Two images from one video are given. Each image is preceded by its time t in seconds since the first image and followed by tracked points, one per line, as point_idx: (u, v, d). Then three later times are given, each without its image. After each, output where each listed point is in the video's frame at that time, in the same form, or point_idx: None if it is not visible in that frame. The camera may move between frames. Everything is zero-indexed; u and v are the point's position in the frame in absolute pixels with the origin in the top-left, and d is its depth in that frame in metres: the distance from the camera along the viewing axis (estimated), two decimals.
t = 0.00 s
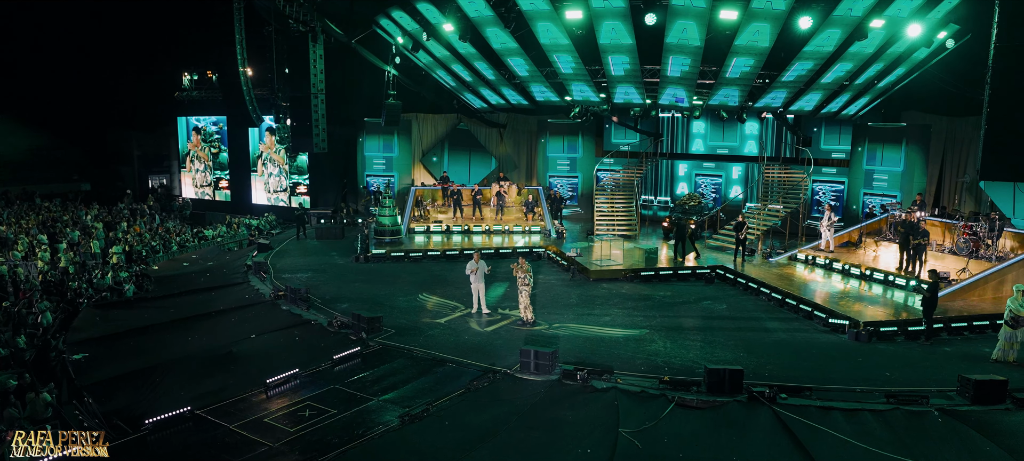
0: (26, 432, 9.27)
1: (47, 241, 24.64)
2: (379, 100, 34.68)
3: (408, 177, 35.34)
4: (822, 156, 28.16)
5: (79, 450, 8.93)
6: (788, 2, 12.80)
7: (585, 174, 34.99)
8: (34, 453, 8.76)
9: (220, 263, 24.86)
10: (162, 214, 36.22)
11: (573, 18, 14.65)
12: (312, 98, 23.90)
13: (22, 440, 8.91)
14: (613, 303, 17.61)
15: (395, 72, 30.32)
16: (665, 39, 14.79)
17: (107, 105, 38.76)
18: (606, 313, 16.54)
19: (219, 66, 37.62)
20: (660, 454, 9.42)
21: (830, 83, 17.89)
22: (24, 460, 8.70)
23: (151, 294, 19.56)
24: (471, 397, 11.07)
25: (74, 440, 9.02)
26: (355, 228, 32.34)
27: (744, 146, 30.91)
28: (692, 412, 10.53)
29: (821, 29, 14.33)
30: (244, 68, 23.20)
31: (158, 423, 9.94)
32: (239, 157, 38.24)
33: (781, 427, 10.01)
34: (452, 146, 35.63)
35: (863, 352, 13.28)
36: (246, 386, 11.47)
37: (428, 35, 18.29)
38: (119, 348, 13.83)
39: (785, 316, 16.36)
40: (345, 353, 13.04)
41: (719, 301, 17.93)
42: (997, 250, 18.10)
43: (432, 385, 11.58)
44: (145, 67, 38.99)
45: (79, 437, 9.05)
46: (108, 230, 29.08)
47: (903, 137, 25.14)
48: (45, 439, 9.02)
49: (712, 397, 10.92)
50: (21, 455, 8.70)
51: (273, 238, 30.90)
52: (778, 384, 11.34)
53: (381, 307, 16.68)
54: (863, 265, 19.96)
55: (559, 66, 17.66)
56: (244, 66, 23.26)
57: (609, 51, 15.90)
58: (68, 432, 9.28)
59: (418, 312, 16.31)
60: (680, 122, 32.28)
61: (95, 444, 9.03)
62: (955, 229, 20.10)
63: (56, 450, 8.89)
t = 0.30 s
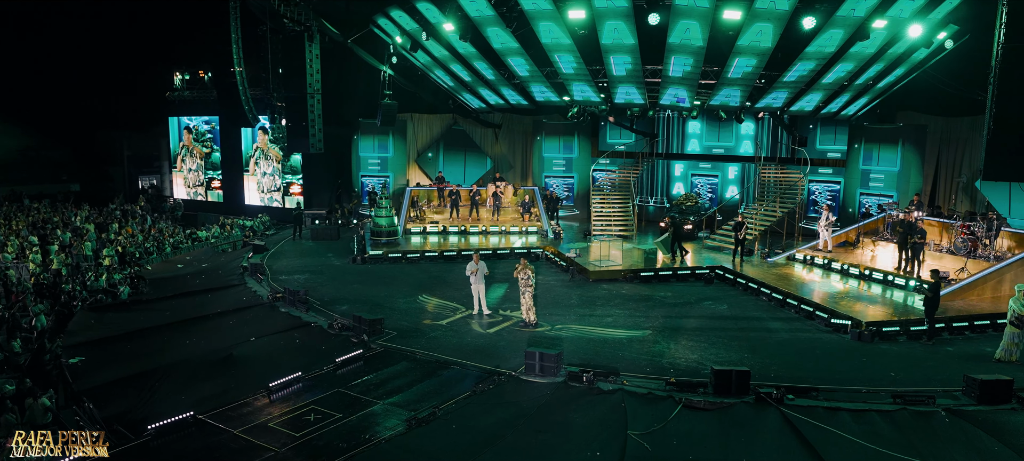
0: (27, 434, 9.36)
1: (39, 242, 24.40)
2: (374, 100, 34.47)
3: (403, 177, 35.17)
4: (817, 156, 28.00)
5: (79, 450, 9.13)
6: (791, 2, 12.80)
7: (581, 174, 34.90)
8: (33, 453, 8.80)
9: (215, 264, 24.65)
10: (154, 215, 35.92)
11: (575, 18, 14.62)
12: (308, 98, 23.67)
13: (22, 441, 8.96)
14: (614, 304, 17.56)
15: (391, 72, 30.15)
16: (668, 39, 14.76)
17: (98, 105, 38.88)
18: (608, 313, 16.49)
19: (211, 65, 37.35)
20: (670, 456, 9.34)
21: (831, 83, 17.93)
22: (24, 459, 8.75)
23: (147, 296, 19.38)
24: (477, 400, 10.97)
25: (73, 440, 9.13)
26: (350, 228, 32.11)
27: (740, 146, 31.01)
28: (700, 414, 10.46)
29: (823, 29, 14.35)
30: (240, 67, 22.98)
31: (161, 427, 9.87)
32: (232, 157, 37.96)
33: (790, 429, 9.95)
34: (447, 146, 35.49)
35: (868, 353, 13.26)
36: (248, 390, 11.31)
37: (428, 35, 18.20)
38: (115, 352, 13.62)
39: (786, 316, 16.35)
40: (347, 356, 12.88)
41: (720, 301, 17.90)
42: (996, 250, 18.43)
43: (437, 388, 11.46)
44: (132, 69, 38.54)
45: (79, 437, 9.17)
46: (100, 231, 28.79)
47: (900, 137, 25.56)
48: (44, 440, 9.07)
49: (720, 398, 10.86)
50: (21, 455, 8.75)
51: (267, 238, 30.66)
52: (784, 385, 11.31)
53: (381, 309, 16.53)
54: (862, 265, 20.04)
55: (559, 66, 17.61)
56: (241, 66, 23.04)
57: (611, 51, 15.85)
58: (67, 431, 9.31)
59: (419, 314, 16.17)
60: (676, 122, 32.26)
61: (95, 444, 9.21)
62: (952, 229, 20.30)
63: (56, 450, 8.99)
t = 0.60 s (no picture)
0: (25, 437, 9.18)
1: (30, 244, 24.04)
2: (369, 100, 34.28)
3: (399, 178, 34.82)
4: (813, 156, 28.07)
5: (80, 450, 9.05)
6: (794, 2, 12.79)
7: (577, 174, 34.84)
8: (33, 453, 8.64)
9: (210, 266, 24.40)
10: (145, 216, 35.52)
11: (578, 18, 14.57)
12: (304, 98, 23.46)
13: (21, 441, 8.90)
14: (615, 304, 17.52)
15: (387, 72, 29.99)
16: (671, 39, 14.72)
17: (87, 105, 38.39)
18: (609, 314, 16.45)
19: (203, 65, 37.01)
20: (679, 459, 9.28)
21: (832, 83, 17.99)
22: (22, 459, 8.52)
23: (142, 299, 19.14)
24: (483, 403, 10.87)
25: (73, 441, 9.11)
26: (345, 229, 31.89)
27: (735, 146, 31.08)
28: (707, 415, 10.42)
29: (826, 29, 14.37)
30: (236, 67, 22.76)
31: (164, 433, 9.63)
32: (225, 157, 37.64)
33: (798, 430, 9.92)
34: (443, 146, 35.34)
35: (871, 353, 13.27)
36: (250, 394, 11.15)
37: (428, 35, 18.10)
38: (112, 356, 13.39)
39: (787, 316, 16.37)
40: (349, 358, 12.74)
41: (720, 301, 17.89)
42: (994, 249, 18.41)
43: (443, 391, 11.36)
44: (121, 70, 38.30)
45: (78, 438, 9.13)
46: (92, 233, 28.43)
47: (896, 138, 25.54)
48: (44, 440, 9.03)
49: (727, 400, 10.80)
50: (20, 455, 8.53)
51: (262, 239, 30.40)
52: (791, 386, 11.29)
53: (381, 311, 16.40)
54: (861, 265, 20.12)
55: (560, 66, 17.56)
56: (237, 65, 22.82)
57: (613, 51, 15.80)
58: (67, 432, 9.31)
59: (419, 315, 16.06)
60: (672, 122, 32.24)
61: (95, 444, 9.12)
62: (949, 229, 20.43)
63: (56, 450, 8.98)
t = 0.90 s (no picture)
0: (27, 437, 9.03)
1: (20, 246, 23.67)
2: (364, 100, 34.10)
3: (394, 179, 34.90)
4: (808, 156, 28.30)
5: (80, 450, 8.83)
6: (797, 3, 12.81)
7: (572, 174, 34.83)
8: (34, 454, 8.46)
9: (205, 267, 24.14)
10: (136, 217, 35.09)
11: (580, 17, 14.53)
12: (301, 98, 23.19)
13: (22, 442, 8.65)
14: (616, 305, 17.48)
15: (383, 72, 29.83)
16: (673, 39, 14.71)
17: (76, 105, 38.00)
18: (611, 315, 16.40)
19: (195, 65, 36.66)
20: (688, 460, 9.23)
21: (832, 83, 18.07)
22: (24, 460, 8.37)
23: (137, 301, 18.90)
24: (489, 405, 10.79)
25: (73, 440, 8.86)
26: (340, 230, 31.70)
27: (731, 146, 31.17)
28: (715, 416, 10.40)
29: (827, 29, 14.51)
30: (232, 66, 22.53)
31: (168, 438, 9.63)
32: (217, 158, 37.30)
33: (806, 430, 9.90)
34: (438, 146, 35.26)
35: (875, 353, 13.29)
36: (253, 397, 11.01)
37: (427, 34, 17.99)
38: (109, 359, 13.16)
39: (788, 316, 16.39)
40: (351, 361, 12.64)
41: (721, 301, 17.90)
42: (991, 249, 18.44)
43: (449, 394, 11.26)
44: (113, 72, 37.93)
45: (78, 437, 8.90)
46: (83, 234, 28.05)
47: (891, 138, 25.73)
48: (44, 439, 8.74)
49: (734, 401, 10.80)
50: (21, 455, 8.40)
51: (256, 240, 30.11)
52: (797, 386, 11.28)
53: (381, 313, 16.27)
54: (859, 264, 20.19)
55: (561, 66, 17.51)
56: (233, 65, 22.59)
57: (615, 51, 15.75)
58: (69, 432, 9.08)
59: (421, 317, 15.95)
60: (667, 122, 32.30)
61: (96, 444, 8.95)
62: (946, 229, 20.52)
63: (56, 450, 8.70)
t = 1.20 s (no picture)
0: (28, 436, 9.32)
1: (11, 248, 23.35)
2: (359, 100, 33.91)
3: (389, 179, 34.48)
4: (803, 156, 28.34)
5: (80, 450, 8.80)
6: (800, 4, 12.85)
7: (568, 174, 34.82)
8: (34, 453, 8.80)
9: (199, 269, 23.88)
10: (128, 219, 34.71)
11: (583, 17, 14.50)
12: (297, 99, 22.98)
13: (23, 441, 8.95)
14: (617, 306, 17.45)
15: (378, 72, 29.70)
16: (675, 40, 14.68)
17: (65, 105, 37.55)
18: (613, 316, 16.35)
19: (187, 65, 36.36)
20: None
21: (832, 84, 18.20)
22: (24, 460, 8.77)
23: (133, 304, 18.65)
24: (496, 408, 10.69)
25: (74, 440, 8.87)
26: (336, 231, 31.47)
27: (726, 146, 31.25)
28: (722, 417, 10.36)
29: (830, 29, 14.57)
30: (228, 66, 22.35)
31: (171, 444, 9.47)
32: (210, 159, 36.93)
33: (814, 431, 9.87)
34: (433, 146, 34.86)
35: (878, 352, 13.31)
36: (255, 401, 10.87)
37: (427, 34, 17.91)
38: (106, 363, 12.91)
39: (790, 316, 16.40)
40: (355, 364, 12.51)
41: (721, 302, 17.90)
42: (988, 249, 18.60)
43: (455, 396, 11.15)
44: (103, 74, 38.06)
45: (78, 437, 8.88)
46: (74, 236, 27.72)
47: (887, 138, 25.87)
48: (45, 439, 9.00)
49: (740, 402, 10.76)
50: (21, 455, 8.76)
51: (250, 242, 29.84)
52: (803, 387, 11.26)
53: (381, 314, 16.13)
54: (858, 264, 20.26)
55: (562, 66, 17.46)
56: (229, 64, 22.41)
57: (616, 51, 15.70)
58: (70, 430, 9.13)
59: (422, 319, 15.84)
60: (662, 123, 32.37)
61: (96, 443, 8.91)
62: (943, 228, 20.61)
63: (56, 450, 8.87)
